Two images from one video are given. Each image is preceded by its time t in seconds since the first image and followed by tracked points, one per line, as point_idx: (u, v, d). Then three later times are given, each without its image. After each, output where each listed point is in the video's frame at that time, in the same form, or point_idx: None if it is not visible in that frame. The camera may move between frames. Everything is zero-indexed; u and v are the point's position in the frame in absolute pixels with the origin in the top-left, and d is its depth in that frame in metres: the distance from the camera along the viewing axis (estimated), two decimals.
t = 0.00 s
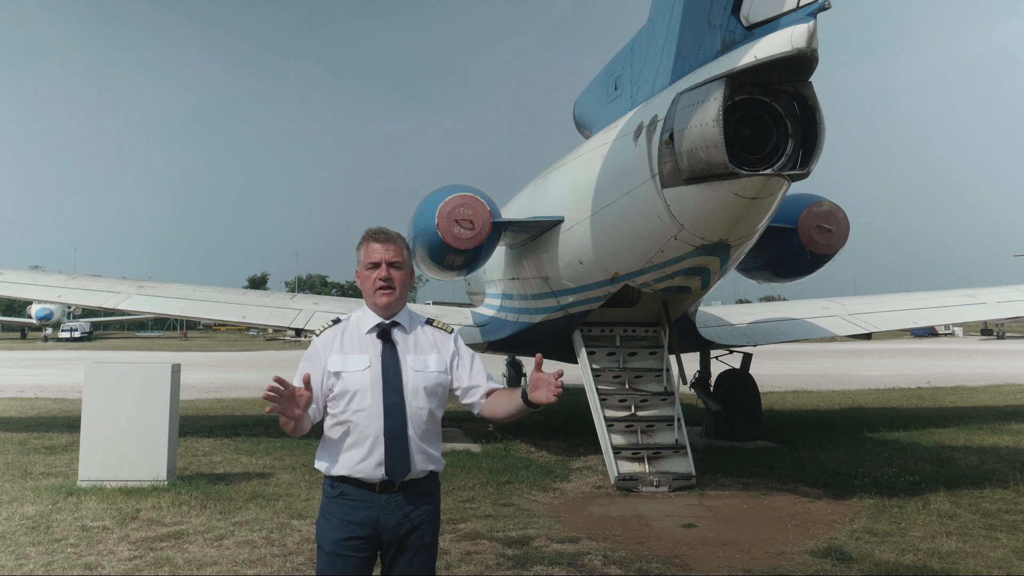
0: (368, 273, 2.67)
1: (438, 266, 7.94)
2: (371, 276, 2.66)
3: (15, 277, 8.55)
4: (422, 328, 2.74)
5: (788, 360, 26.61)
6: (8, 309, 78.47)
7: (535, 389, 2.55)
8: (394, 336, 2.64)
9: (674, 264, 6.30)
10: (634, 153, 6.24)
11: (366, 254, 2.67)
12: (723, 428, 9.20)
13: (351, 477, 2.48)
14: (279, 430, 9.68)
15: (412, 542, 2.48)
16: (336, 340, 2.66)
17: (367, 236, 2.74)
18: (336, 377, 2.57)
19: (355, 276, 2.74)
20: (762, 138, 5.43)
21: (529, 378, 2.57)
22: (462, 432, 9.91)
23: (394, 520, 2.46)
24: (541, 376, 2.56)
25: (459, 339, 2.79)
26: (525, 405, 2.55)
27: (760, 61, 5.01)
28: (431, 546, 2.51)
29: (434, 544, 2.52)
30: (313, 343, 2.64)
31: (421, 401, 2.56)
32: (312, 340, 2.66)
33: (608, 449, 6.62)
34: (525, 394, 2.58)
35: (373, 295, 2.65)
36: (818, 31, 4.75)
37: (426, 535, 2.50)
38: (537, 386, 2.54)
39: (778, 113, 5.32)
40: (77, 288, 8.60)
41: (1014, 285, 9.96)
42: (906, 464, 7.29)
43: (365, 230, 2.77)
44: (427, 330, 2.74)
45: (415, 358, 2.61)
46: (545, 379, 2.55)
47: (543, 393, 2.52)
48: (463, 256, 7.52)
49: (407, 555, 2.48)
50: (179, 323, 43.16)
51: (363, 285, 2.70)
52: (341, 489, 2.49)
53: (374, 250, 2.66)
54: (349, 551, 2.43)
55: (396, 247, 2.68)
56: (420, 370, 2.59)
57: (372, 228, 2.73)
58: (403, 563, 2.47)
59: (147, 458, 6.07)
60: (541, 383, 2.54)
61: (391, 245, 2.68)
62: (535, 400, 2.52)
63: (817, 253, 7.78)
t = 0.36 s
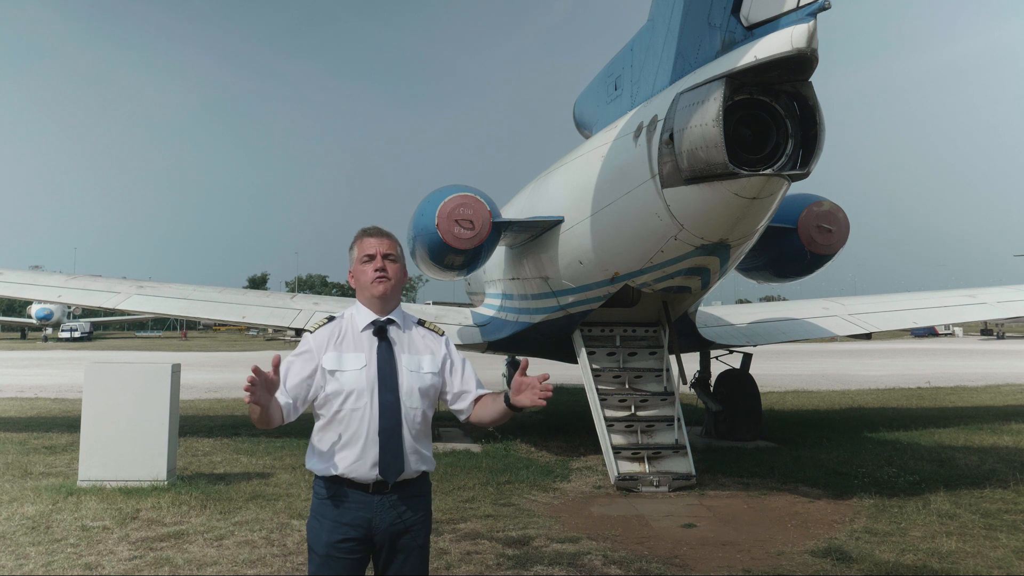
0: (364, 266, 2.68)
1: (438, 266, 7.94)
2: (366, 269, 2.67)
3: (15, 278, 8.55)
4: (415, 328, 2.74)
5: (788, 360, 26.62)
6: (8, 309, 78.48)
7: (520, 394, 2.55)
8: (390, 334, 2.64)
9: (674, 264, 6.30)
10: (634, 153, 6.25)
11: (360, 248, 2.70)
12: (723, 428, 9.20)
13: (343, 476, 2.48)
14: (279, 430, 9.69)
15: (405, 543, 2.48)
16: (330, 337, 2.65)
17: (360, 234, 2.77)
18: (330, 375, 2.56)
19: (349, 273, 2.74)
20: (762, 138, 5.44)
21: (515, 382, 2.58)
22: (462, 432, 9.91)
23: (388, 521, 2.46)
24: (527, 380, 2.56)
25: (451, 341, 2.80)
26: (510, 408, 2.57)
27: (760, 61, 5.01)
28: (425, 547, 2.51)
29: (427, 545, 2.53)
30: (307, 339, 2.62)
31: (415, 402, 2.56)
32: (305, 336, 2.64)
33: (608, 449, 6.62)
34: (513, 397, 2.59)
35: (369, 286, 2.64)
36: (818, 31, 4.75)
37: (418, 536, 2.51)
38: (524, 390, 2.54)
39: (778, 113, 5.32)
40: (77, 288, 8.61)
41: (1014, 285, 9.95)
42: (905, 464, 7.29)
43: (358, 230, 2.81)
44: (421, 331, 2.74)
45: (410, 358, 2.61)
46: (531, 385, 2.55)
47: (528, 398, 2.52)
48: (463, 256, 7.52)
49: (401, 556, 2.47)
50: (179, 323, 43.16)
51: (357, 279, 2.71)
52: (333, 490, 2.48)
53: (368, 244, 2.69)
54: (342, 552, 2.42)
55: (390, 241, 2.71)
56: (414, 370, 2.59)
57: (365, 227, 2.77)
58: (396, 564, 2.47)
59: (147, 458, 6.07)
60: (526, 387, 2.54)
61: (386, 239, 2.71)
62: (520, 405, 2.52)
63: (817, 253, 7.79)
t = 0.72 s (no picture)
0: (358, 273, 2.64)
1: (438, 266, 7.94)
2: (361, 277, 2.64)
3: (16, 277, 8.55)
4: (410, 330, 2.74)
5: (788, 360, 26.63)
6: (8, 309, 78.49)
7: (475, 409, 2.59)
8: (383, 337, 2.64)
9: (674, 264, 6.30)
10: (634, 153, 6.24)
11: (355, 253, 2.65)
12: (723, 428, 9.20)
13: (338, 478, 2.47)
14: (279, 430, 9.69)
15: (400, 544, 2.50)
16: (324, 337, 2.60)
17: (355, 235, 2.71)
18: (326, 376, 2.53)
19: (343, 276, 2.71)
20: (762, 138, 5.43)
21: (468, 400, 2.61)
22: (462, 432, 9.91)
23: (383, 521, 2.47)
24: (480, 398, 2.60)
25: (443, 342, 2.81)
26: (462, 424, 2.60)
27: (760, 61, 5.01)
28: (419, 547, 2.54)
29: (420, 545, 2.55)
30: (301, 337, 2.56)
31: (410, 403, 2.58)
32: (298, 334, 2.57)
33: (608, 449, 6.62)
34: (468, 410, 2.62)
35: (362, 296, 2.63)
36: (818, 31, 4.75)
37: (413, 536, 2.52)
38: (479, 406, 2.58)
39: (778, 113, 5.32)
40: (77, 288, 8.61)
41: (1014, 285, 9.95)
42: (905, 464, 7.29)
43: (353, 230, 2.74)
44: (414, 332, 2.75)
45: (404, 359, 2.62)
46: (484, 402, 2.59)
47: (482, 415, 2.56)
48: (463, 256, 7.52)
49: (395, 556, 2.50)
50: (179, 323, 43.15)
51: (351, 285, 2.68)
52: (327, 492, 2.47)
53: (363, 251, 2.64)
54: (337, 554, 2.42)
55: (386, 248, 2.67)
56: (409, 372, 2.60)
57: (361, 228, 2.71)
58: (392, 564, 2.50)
59: (147, 458, 6.07)
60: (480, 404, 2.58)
61: (381, 245, 2.66)
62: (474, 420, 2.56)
63: (817, 253, 7.79)
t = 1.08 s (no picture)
0: (356, 277, 2.64)
1: (438, 266, 7.94)
2: (359, 280, 2.64)
3: (16, 277, 8.55)
4: (408, 330, 2.76)
5: (789, 360, 26.64)
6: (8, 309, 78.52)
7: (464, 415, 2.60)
8: (381, 338, 2.65)
9: (674, 264, 6.30)
10: (634, 153, 6.25)
11: (353, 257, 2.64)
12: (723, 428, 9.20)
13: (337, 479, 2.47)
14: (279, 430, 9.69)
15: (399, 542, 2.52)
16: (324, 337, 2.59)
17: (352, 237, 2.70)
18: (326, 377, 2.52)
19: (340, 278, 2.70)
20: (762, 138, 5.43)
21: (455, 405, 2.62)
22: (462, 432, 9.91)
23: (381, 521, 2.48)
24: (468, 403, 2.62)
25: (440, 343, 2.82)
26: (450, 429, 2.61)
27: (760, 60, 5.01)
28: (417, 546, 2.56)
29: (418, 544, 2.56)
30: (300, 338, 2.54)
31: (409, 404, 2.59)
32: (297, 335, 2.56)
33: (608, 449, 6.62)
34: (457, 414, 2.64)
35: (361, 299, 2.63)
36: (818, 31, 4.76)
37: (411, 536, 2.55)
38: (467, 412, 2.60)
39: (778, 113, 5.32)
40: (77, 288, 8.61)
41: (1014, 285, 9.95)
42: (905, 464, 7.30)
43: (349, 231, 2.73)
44: (412, 333, 2.76)
45: (403, 360, 2.63)
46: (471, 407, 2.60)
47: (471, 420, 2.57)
48: (463, 256, 7.52)
49: (393, 555, 2.51)
50: (179, 323, 43.15)
51: (349, 288, 2.67)
52: (324, 492, 2.47)
53: (362, 254, 2.63)
54: (336, 555, 2.43)
55: (383, 250, 2.66)
56: (408, 373, 2.62)
57: (358, 230, 2.70)
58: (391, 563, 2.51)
59: (147, 458, 6.07)
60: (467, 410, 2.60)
61: (380, 248, 2.66)
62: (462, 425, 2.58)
63: (817, 253, 7.79)
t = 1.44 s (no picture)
0: (355, 276, 2.65)
1: (438, 266, 7.94)
2: (358, 280, 2.65)
3: (16, 277, 8.55)
4: (411, 329, 2.73)
5: (789, 360, 26.65)
6: (8, 309, 78.52)
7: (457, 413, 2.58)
8: (383, 338, 2.63)
9: (675, 264, 6.30)
10: (634, 153, 6.24)
11: (352, 257, 2.66)
12: (723, 428, 9.20)
13: (337, 479, 2.48)
14: (279, 430, 9.69)
15: (400, 545, 2.50)
16: (325, 339, 2.59)
17: (352, 237, 2.72)
18: (325, 377, 2.53)
19: (341, 278, 2.72)
20: (762, 138, 5.43)
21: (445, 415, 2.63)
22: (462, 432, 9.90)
23: (381, 523, 2.48)
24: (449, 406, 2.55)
25: (446, 343, 2.78)
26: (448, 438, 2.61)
27: (760, 61, 5.01)
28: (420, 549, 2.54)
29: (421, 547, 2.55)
30: (299, 341, 2.55)
31: (410, 404, 2.55)
32: (298, 337, 2.57)
33: (608, 449, 6.62)
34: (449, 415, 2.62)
35: (360, 298, 2.64)
36: (818, 31, 4.76)
37: (413, 539, 2.53)
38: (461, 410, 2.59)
39: (778, 113, 5.32)
40: (77, 288, 8.61)
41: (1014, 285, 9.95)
42: (905, 464, 7.30)
43: (350, 231, 2.75)
44: (416, 333, 2.73)
45: (404, 360, 2.60)
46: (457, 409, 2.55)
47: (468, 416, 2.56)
48: (463, 256, 7.52)
49: (393, 558, 2.50)
50: (179, 323, 43.16)
51: (350, 288, 2.68)
52: (325, 492, 2.49)
53: (360, 254, 2.65)
54: (336, 555, 2.45)
55: (382, 250, 2.67)
56: (409, 373, 2.58)
57: (358, 230, 2.72)
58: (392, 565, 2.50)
59: (147, 458, 6.07)
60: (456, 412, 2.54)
61: (378, 248, 2.67)
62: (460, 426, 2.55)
63: (817, 253, 7.79)
